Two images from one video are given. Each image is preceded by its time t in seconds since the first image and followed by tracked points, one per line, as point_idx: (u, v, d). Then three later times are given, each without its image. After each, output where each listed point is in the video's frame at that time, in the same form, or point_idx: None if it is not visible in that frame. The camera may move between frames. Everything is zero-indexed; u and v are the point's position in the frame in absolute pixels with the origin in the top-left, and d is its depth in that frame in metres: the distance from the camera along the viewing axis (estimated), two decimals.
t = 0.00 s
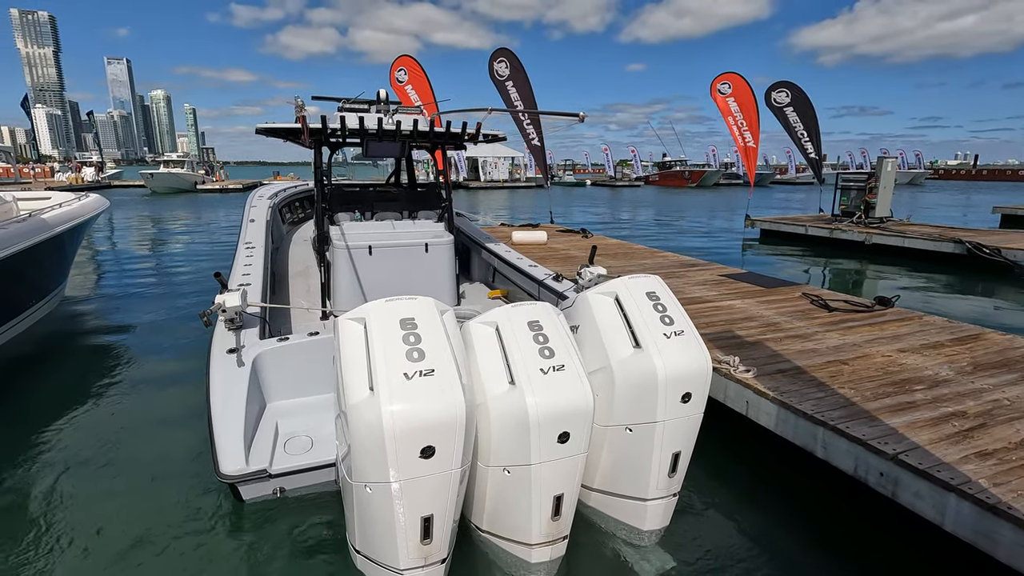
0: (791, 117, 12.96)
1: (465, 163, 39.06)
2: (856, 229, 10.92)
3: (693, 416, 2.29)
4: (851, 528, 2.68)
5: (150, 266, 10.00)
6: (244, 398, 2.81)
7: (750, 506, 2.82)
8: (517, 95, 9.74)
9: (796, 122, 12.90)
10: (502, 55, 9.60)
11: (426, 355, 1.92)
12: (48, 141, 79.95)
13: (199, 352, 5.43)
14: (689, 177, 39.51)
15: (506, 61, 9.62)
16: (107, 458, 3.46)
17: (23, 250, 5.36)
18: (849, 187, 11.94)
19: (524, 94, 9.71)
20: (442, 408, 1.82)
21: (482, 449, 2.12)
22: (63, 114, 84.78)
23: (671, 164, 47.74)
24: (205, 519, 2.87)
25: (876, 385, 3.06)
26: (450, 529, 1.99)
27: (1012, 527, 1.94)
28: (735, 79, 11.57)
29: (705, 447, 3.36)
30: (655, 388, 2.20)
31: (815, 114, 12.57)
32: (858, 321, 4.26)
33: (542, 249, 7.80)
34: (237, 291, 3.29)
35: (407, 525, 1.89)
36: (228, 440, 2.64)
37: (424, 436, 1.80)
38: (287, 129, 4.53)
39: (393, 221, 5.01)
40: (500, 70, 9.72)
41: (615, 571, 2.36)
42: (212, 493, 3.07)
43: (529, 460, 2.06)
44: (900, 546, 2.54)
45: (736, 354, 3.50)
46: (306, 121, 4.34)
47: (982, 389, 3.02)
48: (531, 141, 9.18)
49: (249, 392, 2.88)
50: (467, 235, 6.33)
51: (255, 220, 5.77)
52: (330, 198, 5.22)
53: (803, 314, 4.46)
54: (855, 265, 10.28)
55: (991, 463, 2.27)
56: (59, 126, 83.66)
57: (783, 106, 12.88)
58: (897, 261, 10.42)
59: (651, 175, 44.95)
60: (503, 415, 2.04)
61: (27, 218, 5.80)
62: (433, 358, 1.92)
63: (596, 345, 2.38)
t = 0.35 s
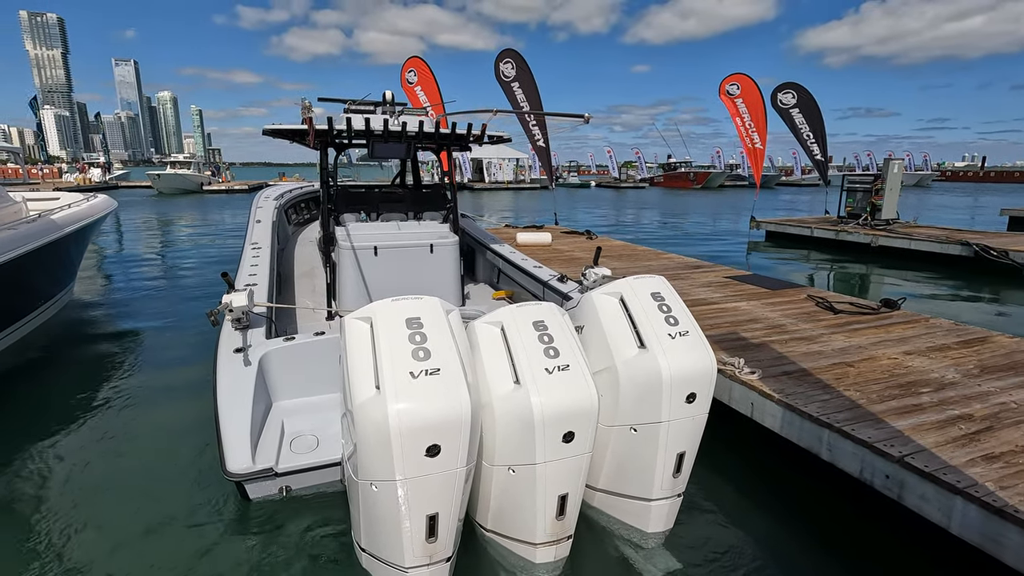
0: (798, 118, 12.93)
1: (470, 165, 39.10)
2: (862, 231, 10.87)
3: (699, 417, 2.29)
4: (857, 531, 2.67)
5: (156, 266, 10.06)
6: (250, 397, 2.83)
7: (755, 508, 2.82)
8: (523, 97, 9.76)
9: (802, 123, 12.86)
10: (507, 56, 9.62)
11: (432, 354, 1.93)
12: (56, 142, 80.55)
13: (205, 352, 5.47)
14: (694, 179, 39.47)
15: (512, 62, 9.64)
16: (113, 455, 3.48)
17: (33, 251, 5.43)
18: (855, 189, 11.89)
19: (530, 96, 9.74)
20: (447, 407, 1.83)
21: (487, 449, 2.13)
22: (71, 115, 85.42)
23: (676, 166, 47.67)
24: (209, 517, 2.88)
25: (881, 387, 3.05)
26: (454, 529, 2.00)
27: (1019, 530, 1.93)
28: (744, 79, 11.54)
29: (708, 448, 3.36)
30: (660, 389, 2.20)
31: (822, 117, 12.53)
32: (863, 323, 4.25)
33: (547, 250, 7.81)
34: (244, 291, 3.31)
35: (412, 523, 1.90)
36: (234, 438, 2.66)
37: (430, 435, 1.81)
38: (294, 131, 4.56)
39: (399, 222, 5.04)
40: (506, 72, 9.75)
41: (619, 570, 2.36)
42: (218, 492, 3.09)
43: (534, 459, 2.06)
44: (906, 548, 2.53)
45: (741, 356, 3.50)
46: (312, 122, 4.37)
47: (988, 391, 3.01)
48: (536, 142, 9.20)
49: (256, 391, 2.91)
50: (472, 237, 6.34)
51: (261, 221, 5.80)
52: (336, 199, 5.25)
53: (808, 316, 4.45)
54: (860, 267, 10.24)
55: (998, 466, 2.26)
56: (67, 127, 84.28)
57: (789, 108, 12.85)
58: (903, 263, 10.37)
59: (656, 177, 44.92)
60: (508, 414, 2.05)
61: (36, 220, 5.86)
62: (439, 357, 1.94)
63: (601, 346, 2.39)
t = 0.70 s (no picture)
0: (806, 120, 12.88)
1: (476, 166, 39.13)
2: (870, 234, 10.81)
3: (704, 417, 2.29)
4: (863, 532, 2.66)
5: (166, 266, 10.15)
6: (258, 395, 2.85)
7: (761, 509, 2.81)
8: (531, 97, 9.79)
9: (810, 125, 12.81)
10: (516, 57, 9.65)
11: (438, 351, 1.95)
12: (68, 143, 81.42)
13: (212, 350, 5.51)
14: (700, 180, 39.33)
15: (520, 62, 9.67)
16: (123, 452, 3.53)
17: (45, 250, 5.50)
18: (864, 192, 11.83)
19: (537, 96, 9.77)
20: (453, 403, 1.84)
21: (493, 446, 2.14)
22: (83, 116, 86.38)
23: (683, 168, 47.57)
24: (216, 514, 2.91)
25: (888, 389, 3.04)
26: (460, 526, 2.02)
27: None
28: (755, 80, 11.52)
29: (713, 449, 3.36)
30: (665, 388, 2.21)
31: (831, 119, 12.49)
32: (870, 325, 4.24)
33: (553, 251, 7.82)
34: (252, 290, 3.34)
35: (418, 519, 1.92)
36: (242, 435, 2.68)
37: (435, 432, 1.83)
38: (303, 131, 4.60)
39: (406, 223, 5.07)
40: (514, 72, 9.78)
41: (623, 570, 2.37)
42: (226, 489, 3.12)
43: (539, 457, 2.07)
44: (912, 549, 2.52)
45: (747, 357, 3.49)
46: (321, 122, 4.40)
47: (997, 394, 2.99)
48: (543, 143, 9.23)
49: (264, 389, 2.93)
50: (478, 237, 6.37)
51: (269, 222, 5.85)
52: (344, 199, 5.28)
53: (816, 318, 4.43)
54: (869, 271, 10.17)
55: (1007, 469, 2.24)
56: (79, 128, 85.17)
57: (797, 109, 12.81)
58: (911, 266, 10.30)
59: (662, 179, 44.86)
60: (514, 412, 2.06)
61: (48, 219, 5.94)
62: (445, 354, 1.95)
63: (606, 345, 2.40)
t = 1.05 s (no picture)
0: (815, 122, 12.87)
1: (484, 168, 39.27)
2: (878, 236, 10.77)
3: (704, 411, 2.32)
4: (864, 526, 2.68)
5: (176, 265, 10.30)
6: (267, 388, 2.92)
7: (762, 504, 2.84)
8: (539, 98, 9.85)
9: (819, 127, 12.78)
10: (524, 57, 9.71)
11: (444, 343, 2.00)
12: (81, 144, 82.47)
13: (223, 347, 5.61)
14: (709, 183, 39.21)
15: (528, 62, 9.73)
16: (138, 444, 3.63)
17: (61, 247, 5.65)
18: (872, 194, 11.78)
19: (545, 97, 9.83)
20: (457, 394, 1.90)
21: (497, 438, 2.18)
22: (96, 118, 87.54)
23: (691, 170, 47.43)
24: (228, 502, 2.99)
25: (891, 388, 3.05)
26: (463, 514, 2.06)
27: None
28: (765, 82, 11.52)
29: (716, 445, 3.39)
30: (666, 382, 2.24)
31: (840, 121, 12.45)
32: (876, 325, 4.25)
33: (559, 251, 7.86)
34: (263, 285, 3.41)
35: (422, 506, 1.97)
36: (252, 426, 2.74)
37: (440, 421, 1.88)
38: (313, 131, 4.68)
39: (413, 221, 5.13)
40: (522, 72, 9.84)
41: (624, 563, 2.40)
42: (237, 479, 3.20)
43: (542, 448, 2.12)
44: (913, 545, 2.54)
45: (750, 355, 3.51)
46: (331, 122, 4.47)
47: (999, 393, 3.00)
48: (550, 144, 9.28)
49: (273, 382, 2.99)
50: (485, 237, 6.43)
51: (279, 221, 5.95)
52: (353, 198, 5.36)
53: (820, 318, 4.45)
54: (877, 273, 10.13)
55: (1005, 465, 2.26)
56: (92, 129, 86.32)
57: (805, 111, 12.78)
58: (920, 269, 10.25)
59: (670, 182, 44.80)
60: (517, 404, 2.11)
61: (64, 217, 6.08)
62: (450, 346, 2.01)
63: (608, 340, 2.44)
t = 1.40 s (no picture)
0: (820, 126, 12.90)
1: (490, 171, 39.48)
2: (883, 239, 10.78)
3: (692, 405, 2.42)
4: (849, 519, 2.76)
5: (187, 265, 10.49)
6: (274, 381, 3.04)
7: (751, 497, 2.92)
8: (544, 102, 9.97)
9: (824, 131, 12.81)
10: (530, 62, 9.82)
11: (440, 337, 2.11)
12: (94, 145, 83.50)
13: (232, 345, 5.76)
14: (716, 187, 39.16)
15: (534, 68, 9.85)
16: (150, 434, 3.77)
17: (75, 245, 5.82)
18: (877, 198, 11.80)
19: (551, 102, 9.95)
20: (453, 385, 2.01)
21: (491, 429, 2.29)
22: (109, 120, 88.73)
23: (698, 174, 47.38)
24: (237, 489, 3.13)
25: (879, 386, 3.13)
26: (458, 501, 2.17)
27: (996, 518, 2.01)
28: (770, 86, 11.57)
29: (708, 439, 3.48)
30: (654, 377, 2.34)
31: (845, 125, 12.48)
32: (871, 326, 4.32)
33: (563, 253, 7.95)
34: (271, 283, 3.54)
35: (419, 492, 2.08)
36: (259, 418, 2.86)
37: (436, 411, 1.99)
38: (320, 134, 4.81)
39: (418, 223, 5.26)
40: (528, 77, 9.97)
41: (614, 551, 2.50)
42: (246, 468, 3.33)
43: (534, 439, 2.22)
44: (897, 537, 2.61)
45: (744, 355, 3.60)
46: (338, 126, 4.61)
47: (986, 392, 3.06)
48: (555, 148, 9.40)
49: (280, 376, 3.11)
50: (489, 238, 6.55)
51: (287, 221, 6.08)
52: (359, 200, 5.49)
53: (816, 319, 4.52)
54: (882, 276, 10.15)
55: (983, 460, 2.34)
56: (105, 131, 87.48)
57: (811, 115, 12.82)
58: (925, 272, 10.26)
59: (678, 185, 44.79)
60: (510, 396, 2.21)
61: (78, 216, 6.26)
62: (447, 341, 2.11)
63: (600, 337, 2.53)
